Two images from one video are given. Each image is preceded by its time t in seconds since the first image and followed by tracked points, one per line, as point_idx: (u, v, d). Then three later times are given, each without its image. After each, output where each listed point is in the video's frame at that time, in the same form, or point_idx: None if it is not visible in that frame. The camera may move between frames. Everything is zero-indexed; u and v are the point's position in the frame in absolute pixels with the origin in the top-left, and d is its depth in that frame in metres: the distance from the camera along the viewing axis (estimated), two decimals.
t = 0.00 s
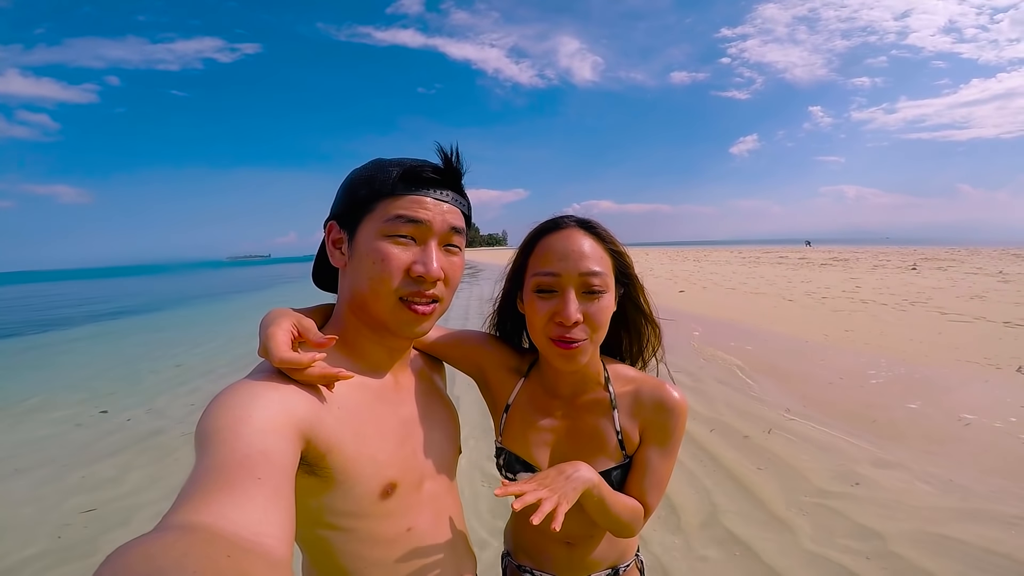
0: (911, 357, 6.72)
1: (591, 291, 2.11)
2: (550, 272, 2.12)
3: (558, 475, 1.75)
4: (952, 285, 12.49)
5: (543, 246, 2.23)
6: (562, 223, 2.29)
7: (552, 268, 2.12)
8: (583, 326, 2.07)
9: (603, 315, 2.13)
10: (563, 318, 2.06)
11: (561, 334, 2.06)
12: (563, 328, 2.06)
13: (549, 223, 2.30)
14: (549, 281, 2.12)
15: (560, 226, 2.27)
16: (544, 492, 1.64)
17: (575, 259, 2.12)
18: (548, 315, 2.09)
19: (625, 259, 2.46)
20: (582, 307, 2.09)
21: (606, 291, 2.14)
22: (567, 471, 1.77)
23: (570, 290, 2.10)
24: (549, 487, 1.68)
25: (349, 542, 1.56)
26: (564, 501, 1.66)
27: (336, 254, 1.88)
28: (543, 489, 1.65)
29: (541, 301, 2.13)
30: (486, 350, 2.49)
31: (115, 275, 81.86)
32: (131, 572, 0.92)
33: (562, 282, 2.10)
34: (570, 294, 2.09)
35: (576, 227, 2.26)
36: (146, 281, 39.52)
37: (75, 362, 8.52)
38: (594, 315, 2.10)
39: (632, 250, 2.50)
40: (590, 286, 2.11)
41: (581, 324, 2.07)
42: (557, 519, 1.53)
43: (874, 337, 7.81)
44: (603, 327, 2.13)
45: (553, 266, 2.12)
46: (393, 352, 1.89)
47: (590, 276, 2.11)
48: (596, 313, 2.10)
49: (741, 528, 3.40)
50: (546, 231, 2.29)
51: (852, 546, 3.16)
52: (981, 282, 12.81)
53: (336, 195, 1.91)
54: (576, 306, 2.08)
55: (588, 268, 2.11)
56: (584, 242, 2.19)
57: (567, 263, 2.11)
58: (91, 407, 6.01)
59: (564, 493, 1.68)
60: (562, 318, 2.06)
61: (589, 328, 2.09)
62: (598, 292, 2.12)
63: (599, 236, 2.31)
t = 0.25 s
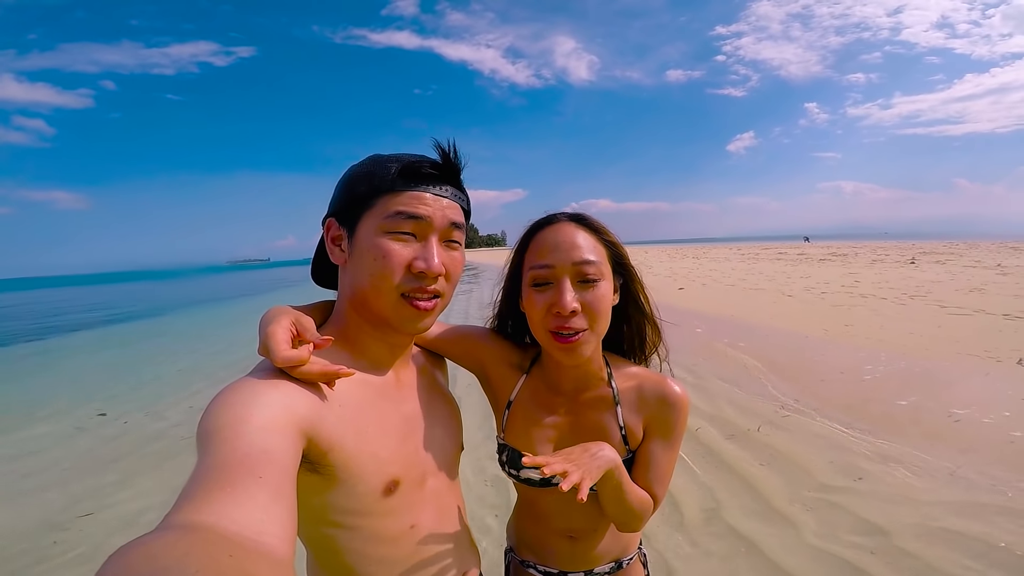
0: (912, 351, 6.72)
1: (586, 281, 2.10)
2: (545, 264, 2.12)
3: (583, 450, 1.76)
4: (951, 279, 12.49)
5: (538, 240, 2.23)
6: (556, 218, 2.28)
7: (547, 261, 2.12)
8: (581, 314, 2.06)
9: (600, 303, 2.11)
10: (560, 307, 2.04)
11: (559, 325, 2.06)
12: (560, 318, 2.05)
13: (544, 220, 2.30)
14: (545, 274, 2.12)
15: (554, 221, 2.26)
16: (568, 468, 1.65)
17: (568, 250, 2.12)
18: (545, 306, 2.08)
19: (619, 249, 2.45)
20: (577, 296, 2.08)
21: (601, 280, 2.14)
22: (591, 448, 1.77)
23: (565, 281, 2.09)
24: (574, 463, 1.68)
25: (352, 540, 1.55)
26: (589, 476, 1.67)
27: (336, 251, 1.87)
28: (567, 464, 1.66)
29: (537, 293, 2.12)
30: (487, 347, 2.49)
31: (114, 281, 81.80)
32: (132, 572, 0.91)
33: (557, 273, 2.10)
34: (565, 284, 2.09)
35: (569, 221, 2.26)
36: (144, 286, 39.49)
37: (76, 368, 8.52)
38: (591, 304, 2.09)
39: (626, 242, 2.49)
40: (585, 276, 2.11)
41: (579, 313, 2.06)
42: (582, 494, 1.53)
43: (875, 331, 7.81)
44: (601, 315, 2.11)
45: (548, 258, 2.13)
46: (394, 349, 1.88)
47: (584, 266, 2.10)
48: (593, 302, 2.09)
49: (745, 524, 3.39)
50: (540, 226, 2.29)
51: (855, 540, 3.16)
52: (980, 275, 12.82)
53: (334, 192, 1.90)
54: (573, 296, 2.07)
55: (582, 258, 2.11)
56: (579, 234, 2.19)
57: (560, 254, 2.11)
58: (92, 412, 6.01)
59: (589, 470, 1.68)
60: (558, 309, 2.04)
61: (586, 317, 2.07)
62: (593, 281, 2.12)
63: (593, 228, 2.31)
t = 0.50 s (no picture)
0: (912, 347, 6.71)
1: (582, 276, 2.10)
2: (542, 259, 2.13)
3: (584, 477, 1.74)
4: (950, 275, 12.50)
5: (536, 235, 2.23)
6: (555, 213, 2.28)
7: (544, 256, 2.12)
8: (576, 309, 2.06)
9: (596, 299, 2.11)
10: (555, 302, 2.05)
11: (554, 319, 2.06)
12: (556, 313, 2.05)
13: (543, 215, 2.30)
14: (542, 269, 2.12)
15: (553, 216, 2.26)
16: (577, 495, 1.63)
17: (565, 245, 2.12)
18: (542, 300, 2.08)
19: (617, 244, 2.44)
20: (573, 291, 2.07)
21: (598, 276, 2.13)
22: (592, 473, 1.77)
23: (561, 276, 2.09)
24: (582, 488, 1.67)
25: (354, 538, 1.55)
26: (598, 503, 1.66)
27: (337, 250, 1.86)
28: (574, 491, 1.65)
29: (534, 287, 2.13)
30: (487, 342, 2.49)
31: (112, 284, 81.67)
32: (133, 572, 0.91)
33: (554, 269, 2.10)
34: (561, 280, 2.08)
35: (568, 216, 2.26)
36: (144, 289, 39.49)
37: (75, 371, 8.50)
38: (587, 299, 2.08)
39: (624, 237, 2.49)
40: (581, 271, 2.10)
41: (574, 308, 2.05)
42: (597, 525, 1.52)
43: (874, 328, 7.81)
44: (593, 314, 2.10)
45: (545, 253, 2.13)
46: (395, 346, 1.88)
47: (579, 262, 2.10)
48: (587, 297, 2.08)
49: (746, 522, 3.39)
50: (539, 221, 2.29)
51: (856, 537, 3.15)
52: (979, 271, 12.83)
53: (334, 190, 1.89)
54: (568, 291, 2.07)
55: (578, 253, 2.11)
56: (577, 231, 2.18)
57: (557, 250, 2.11)
58: (91, 415, 6.00)
59: (595, 494, 1.68)
60: (554, 304, 2.05)
61: (582, 313, 2.07)
62: (589, 277, 2.11)
63: (591, 224, 2.31)
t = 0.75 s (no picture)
0: (911, 350, 6.73)
1: (580, 279, 2.11)
2: (540, 262, 2.13)
3: (583, 485, 1.74)
4: (949, 278, 12.51)
5: (533, 238, 2.24)
6: (552, 217, 2.29)
7: (542, 259, 2.13)
8: (575, 312, 2.07)
9: (595, 301, 2.11)
10: (553, 304, 2.05)
11: (551, 321, 2.06)
12: (554, 314, 2.06)
13: (539, 218, 2.31)
14: (540, 272, 2.13)
15: (550, 220, 2.27)
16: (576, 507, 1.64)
17: (563, 248, 2.13)
18: (540, 302, 2.09)
19: (613, 248, 2.45)
20: (571, 293, 2.08)
21: (595, 278, 2.14)
22: (592, 481, 1.76)
23: (560, 278, 2.10)
24: (582, 499, 1.67)
25: (350, 540, 1.55)
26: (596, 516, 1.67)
27: (338, 255, 1.84)
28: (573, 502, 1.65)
29: (531, 290, 2.13)
30: (483, 345, 2.49)
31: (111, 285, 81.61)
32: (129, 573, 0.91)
33: (552, 271, 2.11)
34: (560, 281, 2.09)
35: (566, 220, 2.27)
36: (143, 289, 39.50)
37: (73, 371, 8.50)
38: (585, 301, 2.09)
39: (621, 241, 2.50)
40: (579, 274, 2.11)
41: (573, 310, 2.06)
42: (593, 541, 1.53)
43: (873, 331, 7.83)
44: (596, 314, 2.11)
45: (543, 256, 2.13)
46: (395, 351, 1.88)
47: (578, 264, 2.11)
48: (587, 299, 2.09)
49: (744, 525, 3.39)
50: (536, 225, 2.29)
51: (854, 541, 3.16)
52: (978, 274, 12.85)
53: (333, 193, 1.87)
54: (567, 293, 2.07)
55: (576, 255, 2.11)
56: (575, 234, 2.19)
57: (555, 252, 2.12)
58: (90, 415, 6.00)
59: (592, 504, 1.68)
60: (552, 305, 2.05)
61: (580, 315, 2.08)
62: (588, 280, 2.12)
63: (588, 227, 2.32)
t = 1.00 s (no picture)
0: (912, 354, 6.71)
1: (580, 284, 2.11)
2: (539, 266, 2.12)
3: (576, 497, 1.73)
4: (952, 281, 12.47)
5: (531, 242, 2.23)
6: (550, 220, 2.28)
7: (541, 263, 2.12)
8: (575, 317, 2.07)
9: (594, 306, 2.13)
10: (554, 309, 2.05)
11: (552, 326, 2.06)
12: (554, 320, 2.06)
13: (537, 221, 2.30)
14: (540, 276, 2.12)
15: (548, 223, 2.26)
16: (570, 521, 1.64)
17: (563, 252, 2.12)
18: (540, 307, 2.08)
19: (611, 253, 2.46)
20: (572, 299, 2.08)
21: (594, 284, 2.14)
22: (585, 491, 1.76)
23: (560, 283, 2.09)
24: (575, 512, 1.67)
25: (345, 541, 1.55)
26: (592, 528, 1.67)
27: (333, 258, 1.84)
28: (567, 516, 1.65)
29: (530, 294, 2.12)
30: (478, 347, 2.50)
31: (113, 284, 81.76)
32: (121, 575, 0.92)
33: (552, 276, 2.10)
34: (560, 286, 2.09)
35: (564, 223, 2.26)
36: (145, 289, 39.55)
37: (73, 370, 8.51)
38: (585, 307, 2.10)
39: (618, 245, 2.50)
40: (579, 279, 2.11)
41: (573, 315, 2.07)
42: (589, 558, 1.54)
43: (874, 334, 7.80)
44: (594, 318, 2.12)
45: (542, 260, 2.12)
46: (389, 353, 1.88)
47: (578, 269, 2.11)
48: (587, 304, 2.10)
49: (742, 529, 3.39)
50: (534, 228, 2.29)
51: (853, 546, 3.15)
52: (981, 277, 12.81)
53: (328, 195, 1.87)
54: (568, 298, 2.08)
55: (576, 261, 2.11)
56: (573, 238, 2.19)
57: (555, 257, 2.11)
58: (89, 414, 6.00)
59: (587, 516, 1.68)
60: (553, 311, 2.05)
61: (579, 320, 2.09)
62: (587, 285, 2.12)
63: (586, 231, 2.32)
